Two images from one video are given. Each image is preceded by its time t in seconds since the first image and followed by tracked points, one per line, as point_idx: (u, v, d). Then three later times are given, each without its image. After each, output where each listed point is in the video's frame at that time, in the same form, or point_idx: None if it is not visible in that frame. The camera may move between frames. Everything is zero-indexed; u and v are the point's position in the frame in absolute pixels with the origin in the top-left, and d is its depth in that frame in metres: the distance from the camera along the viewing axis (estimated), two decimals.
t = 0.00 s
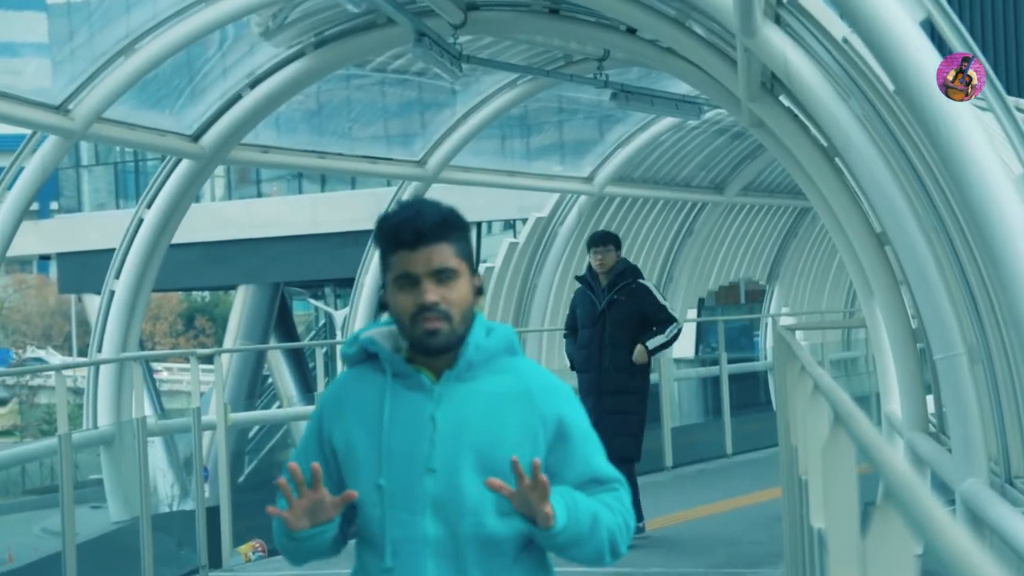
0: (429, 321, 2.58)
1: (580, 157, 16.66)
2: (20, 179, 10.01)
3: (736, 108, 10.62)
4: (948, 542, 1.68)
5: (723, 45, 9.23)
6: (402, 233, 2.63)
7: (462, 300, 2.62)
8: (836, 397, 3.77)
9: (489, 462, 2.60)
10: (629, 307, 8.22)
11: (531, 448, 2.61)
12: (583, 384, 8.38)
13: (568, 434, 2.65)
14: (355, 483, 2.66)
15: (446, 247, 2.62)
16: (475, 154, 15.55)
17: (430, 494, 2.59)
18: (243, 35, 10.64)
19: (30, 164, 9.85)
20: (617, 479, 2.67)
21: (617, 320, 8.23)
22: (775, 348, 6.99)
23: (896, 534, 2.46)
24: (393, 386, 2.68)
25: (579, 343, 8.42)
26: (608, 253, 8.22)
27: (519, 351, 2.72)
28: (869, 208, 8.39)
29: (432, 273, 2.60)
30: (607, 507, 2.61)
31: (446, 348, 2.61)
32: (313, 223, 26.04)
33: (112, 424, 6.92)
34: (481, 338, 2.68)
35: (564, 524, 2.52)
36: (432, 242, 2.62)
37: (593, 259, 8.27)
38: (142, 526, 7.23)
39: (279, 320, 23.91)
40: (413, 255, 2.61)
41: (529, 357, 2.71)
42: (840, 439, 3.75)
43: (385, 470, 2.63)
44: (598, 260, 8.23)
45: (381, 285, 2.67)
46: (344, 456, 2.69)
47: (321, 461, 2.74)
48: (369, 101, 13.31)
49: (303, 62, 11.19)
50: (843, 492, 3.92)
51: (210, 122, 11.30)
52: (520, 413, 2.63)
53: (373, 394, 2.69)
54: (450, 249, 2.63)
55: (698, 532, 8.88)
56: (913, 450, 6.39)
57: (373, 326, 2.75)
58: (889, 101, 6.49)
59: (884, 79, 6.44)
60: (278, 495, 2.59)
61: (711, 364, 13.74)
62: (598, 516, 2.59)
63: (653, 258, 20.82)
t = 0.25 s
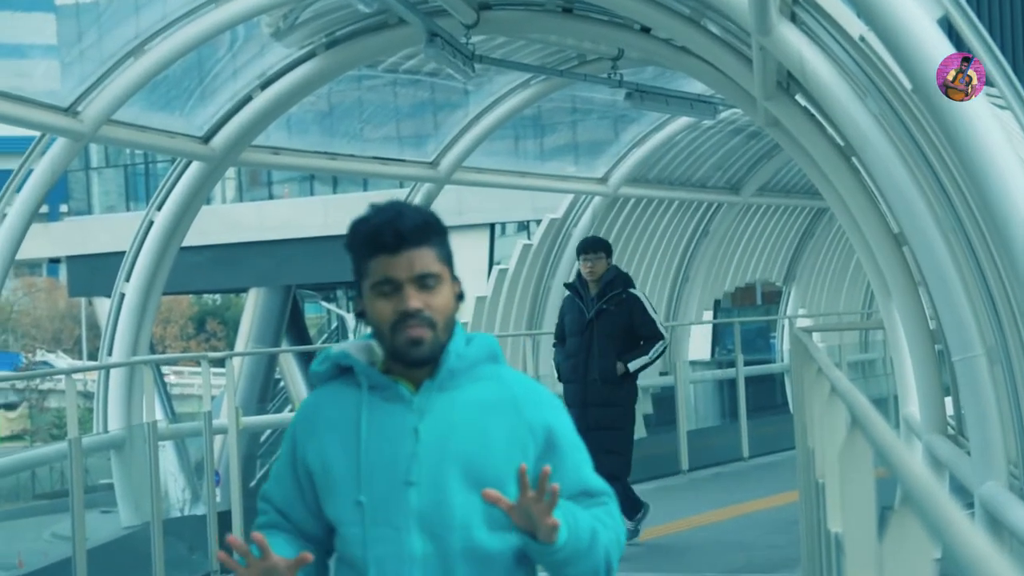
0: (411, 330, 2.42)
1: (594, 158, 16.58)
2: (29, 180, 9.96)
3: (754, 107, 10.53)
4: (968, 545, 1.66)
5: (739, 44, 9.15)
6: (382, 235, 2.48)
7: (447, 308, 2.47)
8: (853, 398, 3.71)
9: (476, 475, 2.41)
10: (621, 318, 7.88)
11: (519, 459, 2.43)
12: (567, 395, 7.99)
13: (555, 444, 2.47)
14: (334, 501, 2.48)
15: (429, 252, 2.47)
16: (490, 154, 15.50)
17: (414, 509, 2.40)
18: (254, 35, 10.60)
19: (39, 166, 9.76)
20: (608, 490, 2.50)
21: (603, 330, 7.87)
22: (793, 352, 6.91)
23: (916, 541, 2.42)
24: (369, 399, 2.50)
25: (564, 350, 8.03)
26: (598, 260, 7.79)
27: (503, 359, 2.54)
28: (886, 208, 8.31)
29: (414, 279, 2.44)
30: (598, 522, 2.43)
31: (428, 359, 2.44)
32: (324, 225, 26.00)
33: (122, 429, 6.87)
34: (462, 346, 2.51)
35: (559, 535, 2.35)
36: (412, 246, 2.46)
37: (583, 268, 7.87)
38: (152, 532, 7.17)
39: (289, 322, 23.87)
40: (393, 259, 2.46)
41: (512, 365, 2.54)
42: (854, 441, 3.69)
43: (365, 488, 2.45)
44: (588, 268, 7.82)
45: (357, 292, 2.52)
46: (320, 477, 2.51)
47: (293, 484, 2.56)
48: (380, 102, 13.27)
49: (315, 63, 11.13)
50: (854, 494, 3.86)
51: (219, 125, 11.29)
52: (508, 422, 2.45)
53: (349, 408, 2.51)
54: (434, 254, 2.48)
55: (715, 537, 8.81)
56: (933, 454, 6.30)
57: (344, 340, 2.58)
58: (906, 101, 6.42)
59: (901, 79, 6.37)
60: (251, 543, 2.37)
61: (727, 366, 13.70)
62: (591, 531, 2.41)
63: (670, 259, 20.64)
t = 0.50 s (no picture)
0: (387, 326, 2.36)
1: (608, 158, 16.53)
2: (41, 181, 9.95)
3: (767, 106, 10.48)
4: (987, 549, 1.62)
5: (752, 43, 9.09)
6: (362, 227, 2.43)
7: (427, 304, 2.40)
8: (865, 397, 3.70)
9: (457, 478, 2.37)
10: (604, 312, 7.57)
11: (503, 460, 2.39)
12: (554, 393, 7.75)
13: (544, 448, 2.42)
14: (309, 502, 2.43)
15: (410, 244, 2.41)
16: (502, 155, 15.47)
17: (392, 513, 2.37)
18: (266, 36, 10.56)
19: (50, 168, 9.82)
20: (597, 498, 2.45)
21: (585, 328, 7.57)
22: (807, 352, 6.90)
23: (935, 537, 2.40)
24: (349, 396, 2.46)
25: (549, 348, 7.76)
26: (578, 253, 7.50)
27: (490, 356, 2.50)
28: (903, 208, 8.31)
29: (393, 274, 2.39)
30: (586, 533, 2.39)
31: (407, 356, 2.37)
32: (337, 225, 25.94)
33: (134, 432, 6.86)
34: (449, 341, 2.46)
35: (542, 550, 2.30)
36: (393, 239, 2.41)
37: (563, 262, 7.59)
38: (165, 536, 7.14)
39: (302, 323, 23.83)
40: (372, 253, 2.40)
41: (501, 363, 2.49)
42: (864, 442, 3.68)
43: (340, 489, 2.41)
44: (568, 264, 7.55)
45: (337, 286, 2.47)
46: (295, 475, 2.46)
47: (268, 481, 2.51)
48: (393, 102, 13.22)
49: (326, 64, 11.12)
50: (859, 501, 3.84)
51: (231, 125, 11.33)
52: (494, 425, 2.40)
53: (328, 403, 2.47)
54: (415, 247, 2.42)
55: (729, 541, 8.76)
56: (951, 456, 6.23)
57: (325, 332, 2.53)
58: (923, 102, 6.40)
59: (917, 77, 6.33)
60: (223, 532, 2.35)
61: (742, 368, 13.62)
62: (576, 542, 2.36)
63: (685, 258, 20.52)
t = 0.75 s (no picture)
0: (393, 330, 2.49)
1: (621, 158, 16.51)
2: (54, 183, 9.99)
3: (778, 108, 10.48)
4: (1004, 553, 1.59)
5: (765, 45, 9.08)
6: (373, 228, 2.55)
7: (436, 307, 2.52)
8: (880, 397, 3.55)
9: (464, 491, 2.52)
10: (574, 324, 8.08)
11: (514, 474, 2.52)
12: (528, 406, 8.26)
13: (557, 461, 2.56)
14: (313, 509, 2.57)
15: (420, 247, 2.54)
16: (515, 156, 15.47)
17: (397, 523, 2.50)
18: (278, 36, 10.52)
19: (62, 171, 9.87)
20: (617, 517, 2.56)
21: (558, 339, 8.08)
22: (821, 352, 6.87)
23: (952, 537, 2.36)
24: (360, 404, 2.61)
25: (522, 364, 8.26)
26: (546, 265, 8.02)
27: (506, 367, 2.64)
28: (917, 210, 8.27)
29: (403, 277, 2.52)
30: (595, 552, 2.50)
31: (415, 362, 2.50)
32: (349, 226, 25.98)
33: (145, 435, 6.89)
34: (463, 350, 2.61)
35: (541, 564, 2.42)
36: (403, 241, 2.53)
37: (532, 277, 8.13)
38: (177, 539, 7.16)
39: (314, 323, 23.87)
40: (381, 255, 2.53)
41: (515, 374, 2.64)
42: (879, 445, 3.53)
43: (346, 501, 2.55)
44: (537, 277, 8.10)
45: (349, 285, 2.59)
46: (300, 481, 2.60)
47: (276, 490, 2.65)
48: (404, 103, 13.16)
49: (339, 64, 11.15)
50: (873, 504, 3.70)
51: (243, 126, 11.31)
52: (504, 439, 2.54)
53: (337, 412, 2.62)
54: (426, 250, 2.54)
55: (740, 544, 8.75)
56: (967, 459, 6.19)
57: (337, 336, 2.68)
58: (938, 104, 6.35)
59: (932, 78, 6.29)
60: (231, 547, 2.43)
61: (755, 370, 13.58)
62: (581, 554, 2.48)
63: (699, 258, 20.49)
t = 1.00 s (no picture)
0: (437, 335, 2.43)
1: (632, 159, 16.50)
2: (65, 183, 9.99)
3: (790, 107, 10.45)
4: (1014, 549, 1.59)
5: (776, 45, 9.07)
6: (418, 229, 2.49)
7: (483, 313, 2.46)
8: (891, 398, 3.54)
9: (507, 511, 2.46)
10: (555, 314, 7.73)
11: (556, 492, 2.46)
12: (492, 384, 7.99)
13: (602, 482, 2.49)
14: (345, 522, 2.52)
15: (467, 249, 2.48)
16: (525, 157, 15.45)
17: (436, 540, 2.45)
18: (289, 37, 10.53)
19: (74, 171, 9.88)
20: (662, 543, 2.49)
21: (531, 331, 7.76)
22: (833, 352, 6.87)
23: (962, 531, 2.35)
24: (399, 415, 2.55)
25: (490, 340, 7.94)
26: (520, 255, 7.63)
27: (550, 381, 2.58)
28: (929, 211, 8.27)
29: (449, 280, 2.45)
30: None
31: (460, 372, 2.44)
32: (359, 226, 25.90)
33: (156, 436, 6.90)
34: (506, 362, 2.55)
35: None
36: (450, 243, 2.47)
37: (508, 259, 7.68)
38: (187, 539, 7.15)
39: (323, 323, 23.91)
40: (427, 256, 2.47)
41: (559, 388, 2.58)
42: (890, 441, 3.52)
43: (383, 517, 2.49)
44: (513, 263, 7.66)
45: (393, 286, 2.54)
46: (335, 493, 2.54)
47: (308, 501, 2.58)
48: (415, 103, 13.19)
49: (350, 64, 11.14)
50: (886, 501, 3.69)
51: (253, 127, 11.31)
52: (543, 459, 2.48)
53: (374, 422, 2.55)
54: (474, 253, 2.48)
55: (751, 544, 8.74)
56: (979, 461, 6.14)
57: (376, 343, 2.62)
58: (950, 105, 6.35)
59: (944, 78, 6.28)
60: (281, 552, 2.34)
61: (766, 371, 13.55)
62: None
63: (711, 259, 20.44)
